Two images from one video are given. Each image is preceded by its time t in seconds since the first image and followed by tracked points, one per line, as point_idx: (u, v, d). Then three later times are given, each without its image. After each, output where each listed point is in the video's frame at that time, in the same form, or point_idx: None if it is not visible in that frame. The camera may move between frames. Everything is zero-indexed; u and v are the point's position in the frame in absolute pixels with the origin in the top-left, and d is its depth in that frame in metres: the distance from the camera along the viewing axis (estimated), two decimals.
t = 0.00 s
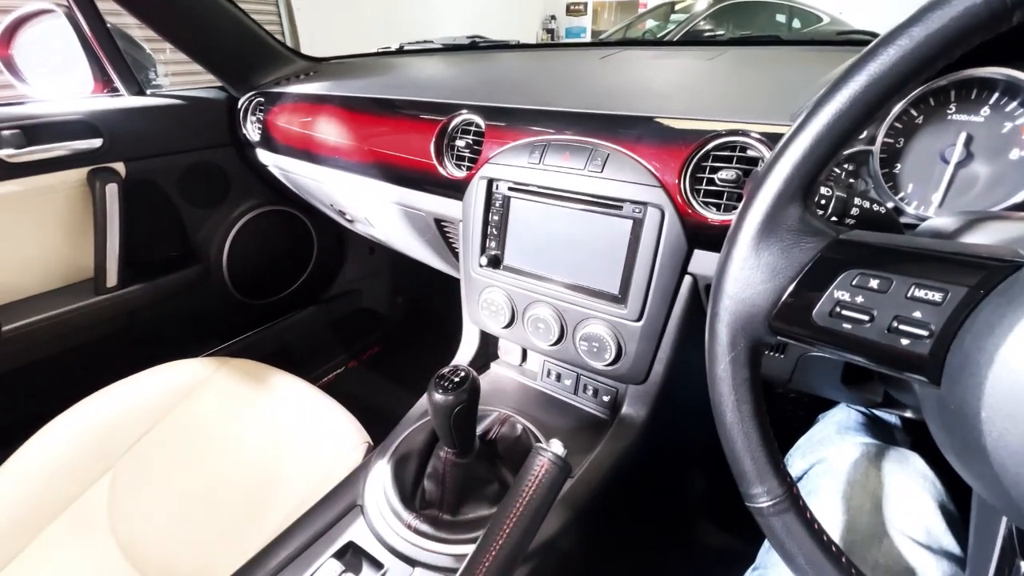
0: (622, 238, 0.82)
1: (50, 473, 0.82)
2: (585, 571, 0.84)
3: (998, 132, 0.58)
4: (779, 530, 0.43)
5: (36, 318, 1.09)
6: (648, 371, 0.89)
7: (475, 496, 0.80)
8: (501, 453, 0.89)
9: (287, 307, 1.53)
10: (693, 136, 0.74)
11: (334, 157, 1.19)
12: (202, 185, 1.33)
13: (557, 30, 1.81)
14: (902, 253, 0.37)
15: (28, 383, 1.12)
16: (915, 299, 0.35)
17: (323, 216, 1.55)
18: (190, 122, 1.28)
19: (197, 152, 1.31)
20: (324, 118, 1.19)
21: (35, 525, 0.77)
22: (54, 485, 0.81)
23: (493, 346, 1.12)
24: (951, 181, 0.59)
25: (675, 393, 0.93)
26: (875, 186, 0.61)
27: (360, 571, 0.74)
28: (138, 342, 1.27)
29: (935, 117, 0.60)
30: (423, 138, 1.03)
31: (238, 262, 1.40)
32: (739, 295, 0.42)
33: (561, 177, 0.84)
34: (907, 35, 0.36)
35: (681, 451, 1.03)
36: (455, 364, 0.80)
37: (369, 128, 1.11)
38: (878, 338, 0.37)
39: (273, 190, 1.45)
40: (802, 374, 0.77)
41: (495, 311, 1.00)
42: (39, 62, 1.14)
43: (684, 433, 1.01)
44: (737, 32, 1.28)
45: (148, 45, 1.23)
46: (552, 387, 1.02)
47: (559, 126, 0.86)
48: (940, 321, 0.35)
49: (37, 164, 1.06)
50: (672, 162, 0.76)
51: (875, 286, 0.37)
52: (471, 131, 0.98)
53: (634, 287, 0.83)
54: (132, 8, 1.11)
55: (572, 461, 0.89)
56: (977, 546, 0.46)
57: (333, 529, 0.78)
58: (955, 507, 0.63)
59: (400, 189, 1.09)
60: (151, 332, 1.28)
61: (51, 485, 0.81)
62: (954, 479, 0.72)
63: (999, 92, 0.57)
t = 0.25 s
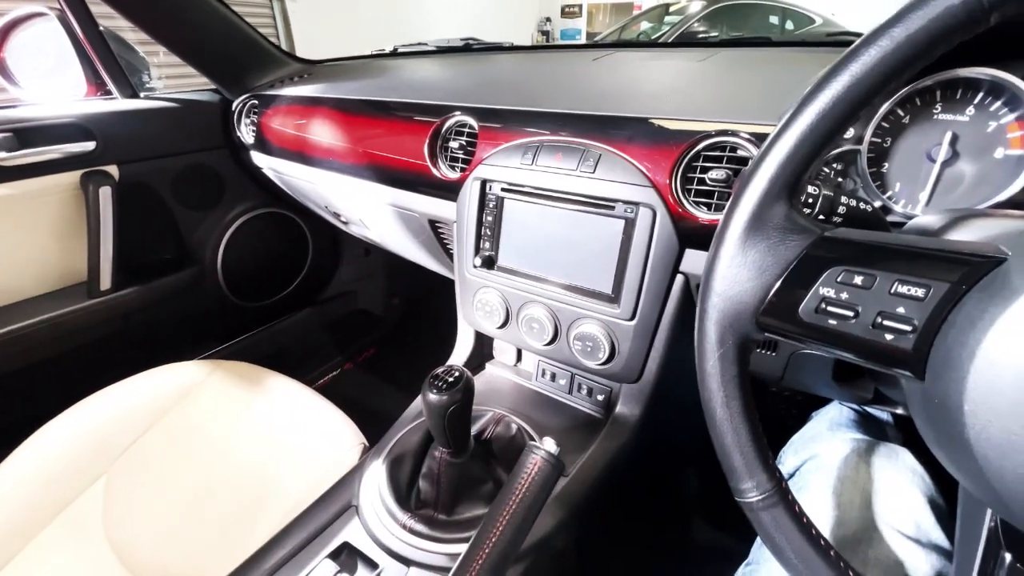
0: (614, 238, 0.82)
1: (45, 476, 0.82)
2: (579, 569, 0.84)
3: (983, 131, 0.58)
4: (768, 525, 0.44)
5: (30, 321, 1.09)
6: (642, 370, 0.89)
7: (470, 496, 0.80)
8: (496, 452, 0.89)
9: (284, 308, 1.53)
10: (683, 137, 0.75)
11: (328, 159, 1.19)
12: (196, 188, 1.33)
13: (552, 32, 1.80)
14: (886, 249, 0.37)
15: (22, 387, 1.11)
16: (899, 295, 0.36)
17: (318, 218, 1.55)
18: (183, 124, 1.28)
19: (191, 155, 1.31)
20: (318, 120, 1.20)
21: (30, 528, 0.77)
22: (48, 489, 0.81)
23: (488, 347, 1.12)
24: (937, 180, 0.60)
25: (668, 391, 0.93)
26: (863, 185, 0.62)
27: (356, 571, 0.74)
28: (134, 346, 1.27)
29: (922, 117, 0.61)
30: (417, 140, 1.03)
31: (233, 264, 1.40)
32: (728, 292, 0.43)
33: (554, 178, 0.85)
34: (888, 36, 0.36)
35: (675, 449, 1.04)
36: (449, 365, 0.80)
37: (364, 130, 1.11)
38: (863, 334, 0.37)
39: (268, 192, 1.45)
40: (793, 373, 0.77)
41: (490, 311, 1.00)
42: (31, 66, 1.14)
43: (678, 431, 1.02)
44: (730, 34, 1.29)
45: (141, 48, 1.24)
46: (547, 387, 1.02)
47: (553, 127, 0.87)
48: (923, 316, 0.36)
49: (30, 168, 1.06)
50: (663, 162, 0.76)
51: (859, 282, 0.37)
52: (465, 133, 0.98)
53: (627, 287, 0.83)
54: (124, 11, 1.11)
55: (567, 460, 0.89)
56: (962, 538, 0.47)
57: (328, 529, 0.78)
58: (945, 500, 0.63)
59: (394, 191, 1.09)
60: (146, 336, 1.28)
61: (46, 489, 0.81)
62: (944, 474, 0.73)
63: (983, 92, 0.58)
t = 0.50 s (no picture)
0: (599, 242, 0.83)
1: (33, 486, 0.82)
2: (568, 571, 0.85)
3: (955, 136, 0.60)
4: (748, 522, 0.45)
5: (17, 330, 1.09)
6: (628, 372, 0.90)
7: (460, 499, 0.81)
8: (484, 456, 0.90)
9: (274, 315, 1.53)
10: (665, 143, 0.76)
11: (317, 166, 1.20)
12: (184, 195, 1.33)
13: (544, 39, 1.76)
14: (857, 253, 0.38)
15: (9, 396, 1.11)
16: (867, 296, 0.37)
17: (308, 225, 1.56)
18: (171, 132, 1.28)
19: (179, 163, 1.31)
20: (307, 128, 1.20)
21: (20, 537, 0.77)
22: (37, 498, 0.81)
23: (477, 351, 1.13)
24: (911, 184, 0.61)
25: (655, 394, 0.94)
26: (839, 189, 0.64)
27: None
28: (122, 354, 1.27)
29: (895, 122, 0.62)
30: (405, 147, 1.04)
31: (222, 272, 1.40)
32: (704, 295, 0.44)
33: (540, 184, 0.86)
34: (852, 47, 0.38)
35: (662, 450, 1.05)
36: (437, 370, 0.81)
37: (353, 137, 1.12)
38: (835, 334, 0.39)
39: (257, 200, 1.45)
40: (777, 374, 0.78)
41: (478, 316, 1.01)
42: (18, 73, 1.15)
43: (665, 433, 1.03)
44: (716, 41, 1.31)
45: (129, 56, 1.24)
46: (536, 391, 1.03)
47: (539, 133, 0.88)
48: (891, 317, 0.37)
49: (17, 177, 1.06)
50: (646, 168, 0.78)
51: (829, 284, 0.39)
52: (453, 140, 1.00)
53: (613, 291, 0.84)
54: (111, 18, 1.11)
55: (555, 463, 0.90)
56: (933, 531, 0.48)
57: (318, 535, 0.79)
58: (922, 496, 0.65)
59: (383, 197, 1.10)
60: (135, 345, 1.28)
61: (35, 498, 0.81)
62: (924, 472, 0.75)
63: (954, 98, 0.59)
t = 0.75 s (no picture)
0: (584, 243, 0.84)
1: (14, 495, 0.81)
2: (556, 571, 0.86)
3: (927, 136, 0.61)
4: (729, 516, 0.46)
5: None
6: (614, 372, 0.91)
7: (448, 501, 0.81)
8: (472, 457, 0.90)
9: (260, 320, 1.52)
10: (647, 144, 0.77)
11: (302, 169, 1.20)
12: (167, 200, 1.33)
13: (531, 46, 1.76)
14: (829, 249, 0.39)
15: None
16: (840, 291, 0.38)
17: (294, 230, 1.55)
18: (154, 136, 1.28)
19: (162, 167, 1.30)
20: (292, 131, 1.20)
21: None
22: (18, 508, 0.80)
23: (465, 354, 1.13)
24: (886, 183, 0.63)
25: (641, 393, 0.95)
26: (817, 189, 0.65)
27: None
28: (106, 361, 1.25)
29: (869, 123, 0.64)
30: (390, 150, 1.04)
31: (206, 277, 1.39)
32: (683, 293, 0.45)
33: (524, 185, 0.87)
34: (820, 48, 0.39)
35: (649, 449, 1.06)
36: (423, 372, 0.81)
37: (338, 141, 1.12)
38: (809, 329, 0.40)
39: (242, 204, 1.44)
40: (760, 371, 0.80)
41: (465, 318, 1.01)
42: None
43: (651, 432, 1.04)
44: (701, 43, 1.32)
45: (110, 60, 1.23)
46: (524, 392, 1.03)
47: (523, 136, 0.88)
48: (863, 311, 0.38)
49: None
50: (628, 169, 0.79)
51: (804, 281, 0.40)
52: (438, 142, 1.00)
53: (598, 291, 0.85)
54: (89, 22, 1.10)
55: (543, 463, 0.90)
56: (909, 521, 0.49)
57: (305, 540, 0.79)
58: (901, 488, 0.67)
59: (369, 200, 1.10)
60: (118, 351, 1.27)
61: (16, 508, 0.80)
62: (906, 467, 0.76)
63: (926, 99, 0.61)
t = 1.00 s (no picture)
0: (561, 246, 0.86)
1: None
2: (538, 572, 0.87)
3: (886, 139, 0.65)
4: (704, 509, 0.47)
5: None
6: (594, 373, 0.92)
7: (430, 506, 0.81)
8: (455, 462, 0.91)
9: (236, 330, 1.51)
10: (621, 149, 0.79)
11: (279, 177, 1.20)
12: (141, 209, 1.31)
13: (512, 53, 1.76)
14: (791, 247, 0.41)
15: None
16: (801, 287, 0.40)
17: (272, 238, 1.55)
18: (125, 144, 1.27)
19: (133, 175, 1.29)
20: (268, 139, 1.20)
21: None
22: None
23: (446, 359, 1.14)
24: (849, 185, 0.66)
25: (620, 394, 0.97)
26: (785, 192, 0.68)
27: None
28: (79, 373, 1.24)
29: (831, 127, 0.67)
30: (368, 157, 1.05)
31: (182, 287, 1.38)
32: (654, 292, 0.46)
33: (502, 191, 0.88)
34: (777, 56, 0.40)
35: (630, 450, 1.07)
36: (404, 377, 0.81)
37: (315, 148, 1.12)
38: (774, 324, 0.41)
39: (218, 213, 1.44)
40: (735, 369, 0.81)
41: (446, 323, 1.02)
42: None
43: (631, 433, 1.06)
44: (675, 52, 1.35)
45: (79, 67, 1.21)
46: (506, 396, 1.04)
47: (500, 142, 0.90)
48: (824, 306, 0.40)
49: None
50: (603, 173, 0.81)
51: (768, 278, 0.41)
52: (416, 149, 1.01)
53: (577, 293, 0.86)
54: (59, 29, 1.09)
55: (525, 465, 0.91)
56: (875, 508, 0.48)
57: (286, 549, 0.79)
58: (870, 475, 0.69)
59: (348, 207, 1.10)
60: (92, 363, 1.25)
61: None
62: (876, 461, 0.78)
63: (884, 105, 0.64)
